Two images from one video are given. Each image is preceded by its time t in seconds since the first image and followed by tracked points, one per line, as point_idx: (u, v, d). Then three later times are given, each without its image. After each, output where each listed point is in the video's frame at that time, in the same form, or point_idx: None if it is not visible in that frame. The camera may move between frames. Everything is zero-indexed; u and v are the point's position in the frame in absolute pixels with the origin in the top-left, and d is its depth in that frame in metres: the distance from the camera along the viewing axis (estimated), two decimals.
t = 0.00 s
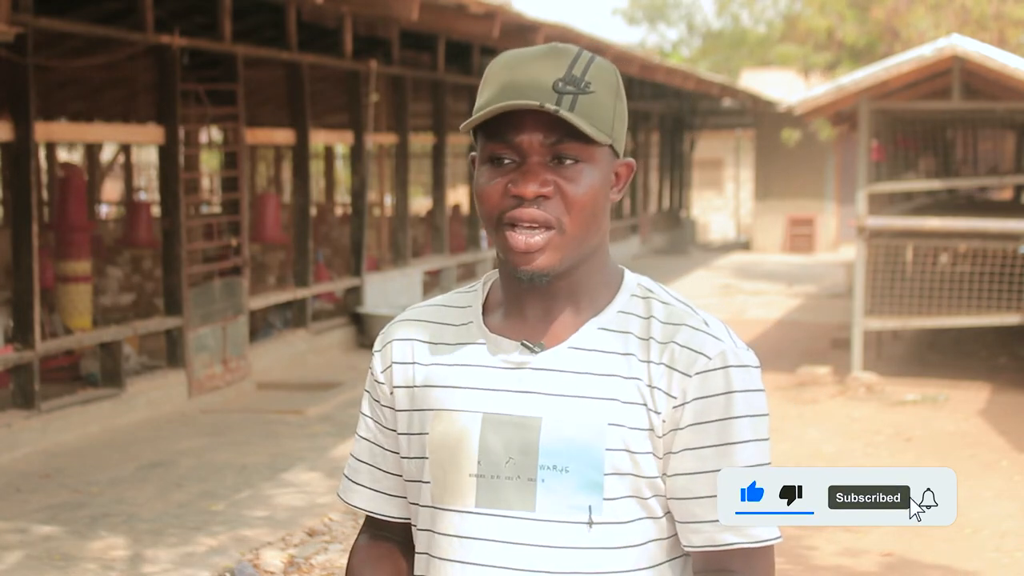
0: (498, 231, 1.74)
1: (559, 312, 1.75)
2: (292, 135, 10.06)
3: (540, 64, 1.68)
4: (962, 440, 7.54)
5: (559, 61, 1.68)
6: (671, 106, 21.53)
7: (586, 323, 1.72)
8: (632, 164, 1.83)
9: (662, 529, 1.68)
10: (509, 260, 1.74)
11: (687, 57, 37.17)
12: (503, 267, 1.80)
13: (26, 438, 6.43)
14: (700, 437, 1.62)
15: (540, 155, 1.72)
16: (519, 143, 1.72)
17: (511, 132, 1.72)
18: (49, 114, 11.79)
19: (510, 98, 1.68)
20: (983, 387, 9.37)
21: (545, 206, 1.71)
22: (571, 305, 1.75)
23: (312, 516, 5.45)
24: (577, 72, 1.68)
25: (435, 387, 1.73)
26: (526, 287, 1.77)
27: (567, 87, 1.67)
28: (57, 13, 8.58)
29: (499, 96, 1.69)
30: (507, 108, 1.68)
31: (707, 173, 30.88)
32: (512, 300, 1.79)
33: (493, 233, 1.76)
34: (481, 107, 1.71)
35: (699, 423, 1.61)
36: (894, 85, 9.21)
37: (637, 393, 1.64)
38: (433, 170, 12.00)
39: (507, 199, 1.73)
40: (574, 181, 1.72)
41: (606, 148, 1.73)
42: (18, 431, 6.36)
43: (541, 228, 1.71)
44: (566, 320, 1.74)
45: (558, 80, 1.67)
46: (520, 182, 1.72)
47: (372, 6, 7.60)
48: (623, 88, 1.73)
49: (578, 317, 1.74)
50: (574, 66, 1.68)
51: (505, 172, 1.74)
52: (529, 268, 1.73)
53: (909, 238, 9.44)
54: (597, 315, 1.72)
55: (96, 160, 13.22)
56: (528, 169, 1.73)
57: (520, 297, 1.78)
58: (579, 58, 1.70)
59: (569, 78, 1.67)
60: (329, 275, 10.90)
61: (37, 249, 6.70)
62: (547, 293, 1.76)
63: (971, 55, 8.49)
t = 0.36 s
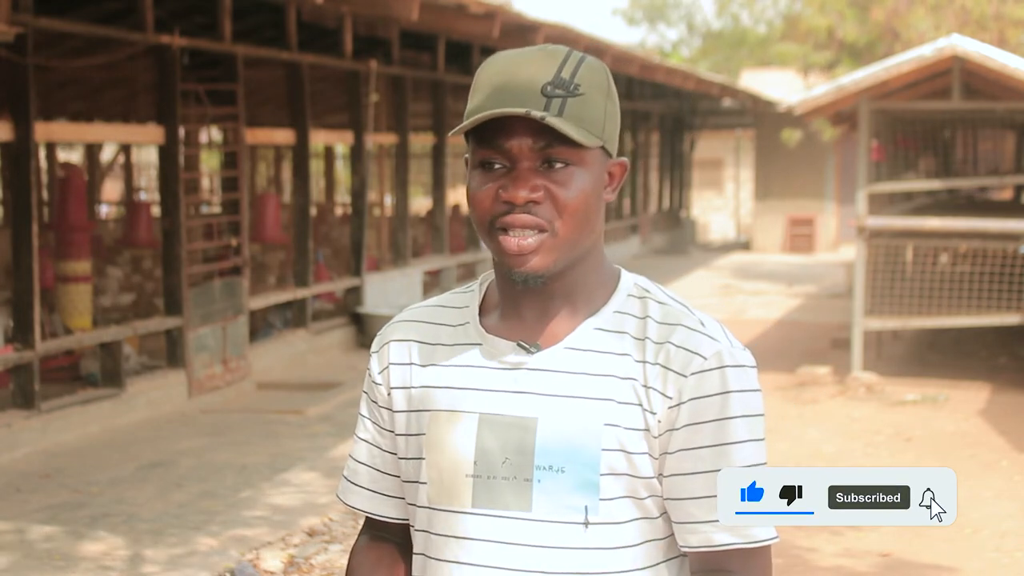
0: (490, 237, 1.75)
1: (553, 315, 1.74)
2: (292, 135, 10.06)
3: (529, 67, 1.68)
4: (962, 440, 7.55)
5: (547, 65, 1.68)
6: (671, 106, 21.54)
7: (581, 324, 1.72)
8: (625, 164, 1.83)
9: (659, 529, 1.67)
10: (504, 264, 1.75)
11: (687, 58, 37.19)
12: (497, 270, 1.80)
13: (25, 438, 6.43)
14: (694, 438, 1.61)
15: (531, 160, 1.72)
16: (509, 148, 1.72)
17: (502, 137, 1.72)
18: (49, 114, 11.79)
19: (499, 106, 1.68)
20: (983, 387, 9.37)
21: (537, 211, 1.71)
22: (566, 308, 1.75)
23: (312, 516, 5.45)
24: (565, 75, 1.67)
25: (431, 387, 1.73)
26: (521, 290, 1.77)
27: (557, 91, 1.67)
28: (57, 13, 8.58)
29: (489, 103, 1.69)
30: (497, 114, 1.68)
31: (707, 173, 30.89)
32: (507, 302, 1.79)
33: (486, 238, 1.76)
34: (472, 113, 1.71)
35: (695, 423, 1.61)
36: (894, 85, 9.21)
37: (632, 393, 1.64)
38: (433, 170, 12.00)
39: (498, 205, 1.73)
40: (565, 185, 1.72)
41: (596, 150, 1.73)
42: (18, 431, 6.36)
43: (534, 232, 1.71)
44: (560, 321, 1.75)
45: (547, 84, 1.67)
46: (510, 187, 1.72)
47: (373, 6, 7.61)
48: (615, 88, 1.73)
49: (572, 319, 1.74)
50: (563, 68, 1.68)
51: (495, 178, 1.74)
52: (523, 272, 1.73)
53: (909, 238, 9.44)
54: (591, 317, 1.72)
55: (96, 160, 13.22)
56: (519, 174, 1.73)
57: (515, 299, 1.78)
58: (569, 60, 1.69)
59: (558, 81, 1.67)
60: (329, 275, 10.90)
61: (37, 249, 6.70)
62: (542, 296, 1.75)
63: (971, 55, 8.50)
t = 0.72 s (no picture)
0: (520, 235, 1.72)
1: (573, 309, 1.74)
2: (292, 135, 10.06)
3: (525, 66, 1.67)
4: (962, 440, 7.55)
5: (538, 62, 1.68)
6: (671, 106, 21.53)
7: (583, 321, 1.71)
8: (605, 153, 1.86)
9: (655, 530, 1.68)
10: (533, 262, 1.73)
11: (687, 58, 37.18)
12: (508, 272, 1.78)
13: (25, 438, 6.43)
14: (692, 438, 1.61)
15: (546, 154, 1.71)
16: (523, 146, 1.71)
17: (513, 136, 1.71)
18: (49, 114, 11.79)
19: (511, 105, 1.66)
20: (983, 387, 9.36)
21: (563, 201, 1.71)
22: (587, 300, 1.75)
23: (312, 516, 5.45)
24: (556, 68, 1.69)
25: (426, 388, 1.73)
26: (541, 289, 1.75)
27: (554, 84, 1.68)
28: (57, 13, 8.57)
29: (497, 105, 1.67)
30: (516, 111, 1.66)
31: (707, 173, 30.88)
32: (510, 304, 1.77)
33: (511, 240, 1.73)
34: (478, 117, 1.69)
35: (693, 423, 1.61)
36: (894, 85, 9.21)
37: (628, 394, 1.64)
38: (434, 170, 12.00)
39: (522, 202, 1.72)
40: (582, 173, 1.73)
41: (596, 138, 1.76)
42: (18, 431, 6.36)
43: (564, 224, 1.71)
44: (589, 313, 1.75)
45: (544, 79, 1.68)
46: (532, 183, 1.71)
47: (373, 6, 7.62)
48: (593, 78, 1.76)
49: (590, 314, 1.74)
50: (553, 61, 1.69)
51: (512, 177, 1.72)
52: (557, 266, 1.72)
53: (909, 238, 9.44)
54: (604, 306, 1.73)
55: (96, 160, 13.22)
56: (537, 170, 1.72)
57: (524, 300, 1.76)
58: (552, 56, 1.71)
59: (551, 75, 1.68)
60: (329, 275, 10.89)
61: (37, 250, 6.70)
62: (566, 291, 1.74)
63: (972, 55, 8.50)
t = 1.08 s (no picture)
0: (473, 239, 1.75)
1: (546, 315, 1.74)
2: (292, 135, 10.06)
3: (500, 70, 1.68)
4: (962, 440, 7.54)
5: (517, 64, 1.68)
6: (671, 106, 21.54)
7: (574, 328, 1.71)
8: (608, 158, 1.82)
9: (649, 532, 1.67)
10: (488, 267, 1.75)
11: (687, 57, 37.17)
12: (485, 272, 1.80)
13: (26, 438, 6.43)
14: (687, 442, 1.61)
15: (507, 159, 1.72)
16: (483, 149, 1.72)
17: (476, 138, 1.72)
18: (49, 114, 11.79)
19: (471, 106, 1.69)
20: (983, 387, 9.36)
21: (515, 209, 1.71)
22: (557, 309, 1.75)
23: (312, 516, 5.45)
24: (536, 71, 1.67)
25: (420, 391, 1.73)
26: (509, 292, 1.77)
27: (528, 87, 1.67)
28: (57, 13, 8.57)
29: (460, 103, 1.70)
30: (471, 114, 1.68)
31: (707, 173, 30.88)
32: (496, 305, 1.79)
33: (471, 242, 1.76)
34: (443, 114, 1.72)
35: (689, 428, 1.61)
36: (894, 85, 9.21)
37: (625, 399, 1.63)
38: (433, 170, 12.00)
39: (478, 206, 1.73)
40: (543, 181, 1.71)
41: (573, 144, 1.72)
42: (18, 431, 6.36)
43: (515, 231, 1.71)
44: (552, 322, 1.74)
45: (518, 81, 1.67)
46: (488, 188, 1.73)
47: (373, 6, 7.62)
48: (589, 83, 1.72)
49: (565, 319, 1.74)
50: (534, 65, 1.67)
51: (474, 179, 1.75)
52: (508, 273, 1.73)
53: (909, 238, 9.43)
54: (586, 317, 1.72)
55: (96, 160, 13.22)
56: (496, 174, 1.73)
57: (505, 303, 1.77)
58: (539, 58, 1.69)
59: (528, 77, 1.67)
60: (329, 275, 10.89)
61: (37, 250, 6.70)
62: (530, 296, 1.75)
63: (971, 55, 8.50)
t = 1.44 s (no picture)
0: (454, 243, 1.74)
1: (536, 317, 1.75)
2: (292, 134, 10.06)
3: (483, 73, 1.70)
4: (962, 440, 7.55)
5: (500, 68, 1.69)
6: (671, 106, 21.55)
7: (565, 329, 1.71)
8: (599, 160, 1.78)
9: (644, 534, 1.67)
10: (469, 270, 1.74)
11: (687, 57, 37.18)
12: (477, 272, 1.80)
13: (25, 438, 6.43)
14: (676, 443, 1.61)
15: (485, 162, 1.71)
16: (461, 153, 1.73)
17: (455, 141, 1.73)
18: (49, 114, 11.79)
19: (452, 108, 1.70)
20: (983, 387, 9.37)
21: (491, 213, 1.70)
22: (546, 310, 1.75)
23: (312, 516, 5.45)
24: (520, 74, 1.68)
25: (412, 390, 1.74)
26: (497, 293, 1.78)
27: (509, 91, 1.67)
28: (57, 13, 8.57)
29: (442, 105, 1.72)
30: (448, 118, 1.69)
31: (707, 173, 30.88)
32: (491, 304, 1.79)
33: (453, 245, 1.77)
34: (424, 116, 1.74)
35: (678, 429, 1.61)
36: (894, 85, 9.21)
37: (615, 399, 1.63)
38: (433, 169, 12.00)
39: (455, 210, 1.73)
40: (520, 185, 1.69)
41: (554, 146, 1.70)
42: (18, 431, 6.36)
43: (490, 236, 1.70)
44: (538, 324, 1.74)
45: (500, 85, 1.68)
46: (466, 191, 1.72)
47: (373, 6, 7.62)
48: (578, 87, 1.71)
49: (552, 322, 1.74)
50: (517, 68, 1.68)
51: (455, 182, 1.75)
52: (486, 279, 1.72)
53: (909, 238, 9.44)
54: (579, 319, 1.73)
55: (96, 160, 13.22)
56: (474, 177, 1.72)
57: (499, 302, 1.78)
58: (524, 61, 1.69)
59: (511, 81, 1.68)
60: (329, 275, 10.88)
61: (37, 250, 6.70)
62: (518, 297, 1.76)
63: (971, 55, 8.50)
